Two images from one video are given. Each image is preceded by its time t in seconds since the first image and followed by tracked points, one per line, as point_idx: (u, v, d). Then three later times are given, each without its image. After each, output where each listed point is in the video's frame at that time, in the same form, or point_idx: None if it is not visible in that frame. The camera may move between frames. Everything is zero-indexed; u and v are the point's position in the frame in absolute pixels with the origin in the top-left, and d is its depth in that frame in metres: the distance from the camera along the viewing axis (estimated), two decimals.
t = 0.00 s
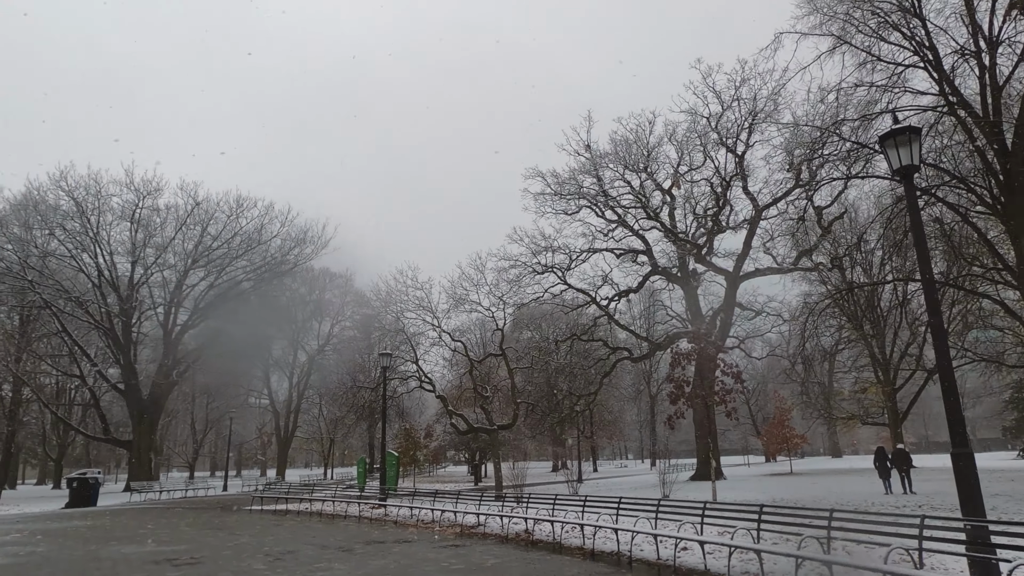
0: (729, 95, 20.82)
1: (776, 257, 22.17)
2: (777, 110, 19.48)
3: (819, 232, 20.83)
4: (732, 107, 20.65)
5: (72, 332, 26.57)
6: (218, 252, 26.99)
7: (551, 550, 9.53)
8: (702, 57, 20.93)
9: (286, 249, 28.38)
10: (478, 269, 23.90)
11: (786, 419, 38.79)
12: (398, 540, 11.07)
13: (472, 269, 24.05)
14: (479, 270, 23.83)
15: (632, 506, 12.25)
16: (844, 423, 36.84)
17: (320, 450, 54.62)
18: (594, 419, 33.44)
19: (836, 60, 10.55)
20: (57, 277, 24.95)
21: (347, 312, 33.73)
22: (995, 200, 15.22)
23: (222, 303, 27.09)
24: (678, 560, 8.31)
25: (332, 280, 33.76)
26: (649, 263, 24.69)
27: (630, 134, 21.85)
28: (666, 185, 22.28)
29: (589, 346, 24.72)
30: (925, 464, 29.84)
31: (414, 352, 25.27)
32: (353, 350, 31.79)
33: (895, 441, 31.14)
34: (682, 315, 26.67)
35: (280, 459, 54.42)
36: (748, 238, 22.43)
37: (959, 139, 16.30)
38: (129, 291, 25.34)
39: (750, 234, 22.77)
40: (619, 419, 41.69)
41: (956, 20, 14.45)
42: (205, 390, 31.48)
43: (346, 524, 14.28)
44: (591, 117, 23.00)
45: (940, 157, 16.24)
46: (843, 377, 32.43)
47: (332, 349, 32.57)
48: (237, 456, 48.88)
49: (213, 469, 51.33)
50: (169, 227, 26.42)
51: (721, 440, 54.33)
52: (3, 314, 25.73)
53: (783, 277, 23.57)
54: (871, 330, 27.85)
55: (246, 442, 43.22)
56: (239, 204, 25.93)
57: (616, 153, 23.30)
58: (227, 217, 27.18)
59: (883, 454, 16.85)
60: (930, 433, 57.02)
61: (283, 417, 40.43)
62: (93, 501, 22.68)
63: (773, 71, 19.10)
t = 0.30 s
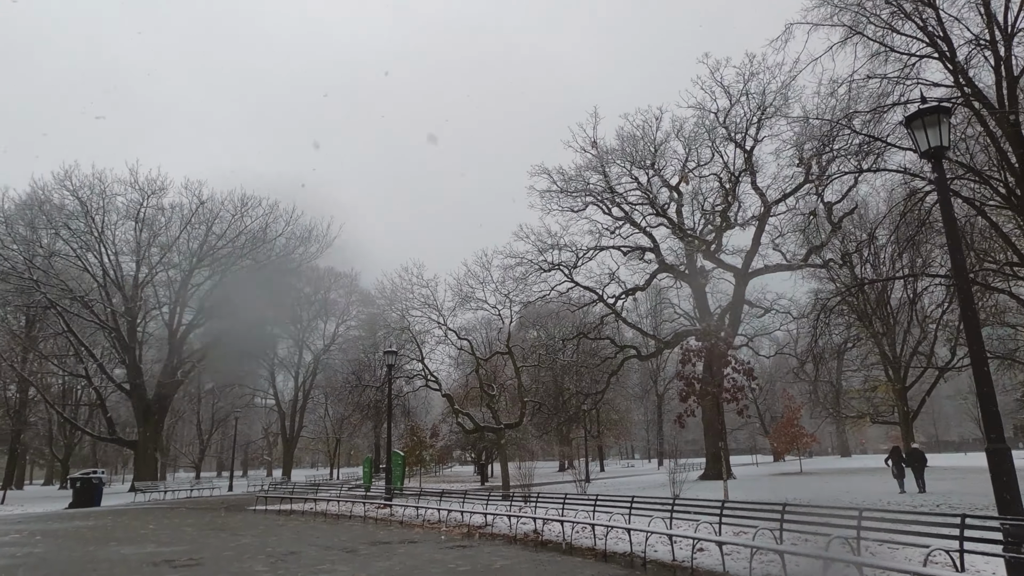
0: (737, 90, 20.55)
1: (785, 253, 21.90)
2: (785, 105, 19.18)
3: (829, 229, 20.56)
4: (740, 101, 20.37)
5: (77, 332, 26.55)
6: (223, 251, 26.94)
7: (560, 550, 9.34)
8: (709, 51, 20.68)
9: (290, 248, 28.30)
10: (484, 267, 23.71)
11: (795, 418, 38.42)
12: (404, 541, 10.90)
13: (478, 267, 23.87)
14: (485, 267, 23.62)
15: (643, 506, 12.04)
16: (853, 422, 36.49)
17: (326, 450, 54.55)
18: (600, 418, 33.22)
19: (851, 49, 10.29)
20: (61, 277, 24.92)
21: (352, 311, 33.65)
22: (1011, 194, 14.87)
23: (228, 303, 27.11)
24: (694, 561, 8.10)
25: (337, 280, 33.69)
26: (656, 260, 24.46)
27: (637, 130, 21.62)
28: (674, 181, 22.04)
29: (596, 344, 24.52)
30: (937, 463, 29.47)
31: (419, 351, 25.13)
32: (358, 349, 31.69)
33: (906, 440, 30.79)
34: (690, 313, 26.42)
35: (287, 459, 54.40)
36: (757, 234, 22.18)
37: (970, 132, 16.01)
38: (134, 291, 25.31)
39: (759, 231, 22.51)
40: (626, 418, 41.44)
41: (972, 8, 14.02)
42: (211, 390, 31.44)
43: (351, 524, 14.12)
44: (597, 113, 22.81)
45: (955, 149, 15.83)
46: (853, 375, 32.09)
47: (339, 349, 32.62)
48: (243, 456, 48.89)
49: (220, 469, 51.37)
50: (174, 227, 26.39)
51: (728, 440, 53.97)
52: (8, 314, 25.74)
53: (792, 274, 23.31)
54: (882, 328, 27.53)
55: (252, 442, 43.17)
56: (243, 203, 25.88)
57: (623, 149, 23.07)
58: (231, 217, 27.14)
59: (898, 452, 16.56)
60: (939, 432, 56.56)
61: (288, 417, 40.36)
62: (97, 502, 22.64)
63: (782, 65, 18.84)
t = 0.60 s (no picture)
0: (745, 84, 20.28)
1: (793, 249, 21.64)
2: (794, 98, 18.89)
3: (838, 225, 20.28)
4: (748, 96, 20.10)
5: (81, 332, 26.46)
6: (227, 251, 26.81)
7: (571, 554, 9.14)
8: (717, 45, 20.40)
9: (294, 247, 28.13)
10: (489, 264, 23.51)
11: (803, 416, 38.12)
12: (411, 543, 10.71)
13: (484, 264, 23.67)
14: (490, 264, 23.42)
15: (654, 507, 11.82)
16: (862, 420, 36.12)
17: (331, 450, 54.51)
18: (606, 417, 33.01)
19: (866, 39, 10.05)
20: (65, 277, 24.84)
21: (356, 310, 33.55)
22: None
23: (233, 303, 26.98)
24: (711, 566, 7.88)
25: (341, 279, 33.59)
26: (663, 257, 24.22)
27: (643, 126, 21.38)
28: (682, 176, 21.77)
29: (602, 343, 24.30)
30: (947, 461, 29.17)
31: (424, 350, 24.95)
32: (363, 348, 31.55)
33: (915, 437, 30.50)
34: (697, 310, 26.18)
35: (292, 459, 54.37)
36: (766, 230, 21.93)
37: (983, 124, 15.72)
38: (138, 291, 25.22)
39: (767, 227, 22.25)
40: (632, 417, 41.18)
41: None
42: (215, 390, 31.35)
43: (356, 525, 13.95)
44: (603, 109, 22.58)
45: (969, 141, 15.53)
46: (862, 372, 31.79)
47: (343, 348, 32.53)
48: (248, 457, 48.86)
49: (226, 469, 51.39)
50: (178, 226, 26.28)
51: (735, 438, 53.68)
52: (12, 315, 25.67)
53: (800, 271, 23.05)
54: (891, 324, 27.25)
55: (257, 442, 43.11)
56: (246, 201, 25.72)
57: (629, 145, 22.83)
58: (235, 216, 27.01)
59: (911, 450, 16.29)
60: (947, 429, 56.19)
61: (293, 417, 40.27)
62: (101, 503, 22.57)
63: (790, 58, 18.57)
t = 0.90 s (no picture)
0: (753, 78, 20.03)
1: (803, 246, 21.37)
2: (804, 92, 18.61)
3: (848, 222, 20.00)
4: (756, 90, 19.84)
5: (85, 332, 26.40)
6: (230, 250, 26.67)
7: (583, 555, 8.93)
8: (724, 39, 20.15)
9: (298, 245, 27.95)
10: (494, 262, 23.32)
11: (811, 416, 37.77)
12: (418, 544, 10.53)
13: (489, 262, 23.46)
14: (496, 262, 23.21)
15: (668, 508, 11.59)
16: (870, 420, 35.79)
17: (336, 450, 54.41)
18: (612, 416, 32.77)
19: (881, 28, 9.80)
20: (68, 276, 24.77)
21: (361, 309, 33.44)
22: None
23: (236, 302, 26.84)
24: (732, 569, 7.65)
25: (345, 278, 33.46)
26: (670, 255, 23.98)
27: (649, 122, 21.15)
28: (689, 172, 21.53)
29: (608, 341, 24.07)
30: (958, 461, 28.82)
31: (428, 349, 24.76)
32: (368, 348, 31.40)
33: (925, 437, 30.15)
34: (704, 308, 25.92)
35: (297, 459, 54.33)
36: (774, 227, 21.66)
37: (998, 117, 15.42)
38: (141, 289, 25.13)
39: (776, 224, 21.98)
40: (637, 417, 40.92)
41: None
42: (220, 389, 31.25)
43: (361, 526, 13.77)
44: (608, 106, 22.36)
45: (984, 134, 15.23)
46: (870, 371, 31.44)
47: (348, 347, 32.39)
48: (253, 457, 48.81)
49: (231, 469, 51.34)
50: (182, 225, 26.20)
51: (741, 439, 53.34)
52: (16, 314, 25.63)
53: (809, 268, 22.77)
54: (900, 322, 26.96)
55: (261, 442, 43.03)
56: (250, 199, 25.58)
57: (635, 141, 22.60)
58: (239, 214, 26.90)
59: (924, 450, 16.00)
60: (955, 429, 55.71)
61: (298, 417, 40.17)
62: (103, 503, 22.48)
63: (799, 52, 18.31)
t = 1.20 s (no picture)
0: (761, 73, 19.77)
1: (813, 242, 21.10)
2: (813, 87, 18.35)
3: (858, 218, 19.76)
4: (764, 85, 19.59)
5: (89, 330, 26.35)
6: (234, 248, 26.56)
7: (593, 557, 8.78)
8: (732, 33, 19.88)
9: (301, 242, 27.81)
10: (500, 259, 23.12)
11: (819, 414, 37.46)
12: (424, 545, 10.38)
13: (493, 259, 23.26)
14: (501, 259, 23.00)
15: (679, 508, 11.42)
16: (878, 418, 35.49)
17: (341, 448, 54.38)
18: (617, 415, 32.59)
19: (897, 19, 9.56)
20: (72, 274, 24.70)
21: (365, 307, 33.41)
22: None
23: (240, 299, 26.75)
24: (750, 571, 7.50)
25: (350, 276, 33.39)
26: (676, 252, 23.77)
27: (656, 118, 20.93)
28: (697, 168, 21.29)
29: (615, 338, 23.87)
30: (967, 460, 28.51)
31: (433, 347, 24.61)
32: (372, 346, 31.30)
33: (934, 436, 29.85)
34: (711, 306, 25.72)
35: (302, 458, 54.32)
36: (783, 223, 21.46)
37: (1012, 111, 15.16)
38: (146, 287, 25.07)
39: (784, 221, 21.74)
40: (643, 415, 40.63)
41: None
42: (224, 387, 31.17)
43: (366, 525, 13.64)
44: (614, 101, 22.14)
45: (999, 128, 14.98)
46: (879, 369, 31.12)
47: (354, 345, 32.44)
48: (257, 455, 48.78)
49: (235, 468, 51.32)
50: (186, 223, 26.13)
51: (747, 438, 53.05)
52: (21, 313, 25.58)
53: (818, 265, 22.54)
54: (908, 319, 26.70)
55: (266, 440, 43.02)
56: (254, 197, 25.52)
57: (641, 137, 22.38)
58: (243, 211, 26.80)
59: (936, 448, 15.76)
60: (963, 428, 55.43)
61: (303, 415, 40.11)
62: (105, 502, 22.42)
63: (808, 46, 18.06)
